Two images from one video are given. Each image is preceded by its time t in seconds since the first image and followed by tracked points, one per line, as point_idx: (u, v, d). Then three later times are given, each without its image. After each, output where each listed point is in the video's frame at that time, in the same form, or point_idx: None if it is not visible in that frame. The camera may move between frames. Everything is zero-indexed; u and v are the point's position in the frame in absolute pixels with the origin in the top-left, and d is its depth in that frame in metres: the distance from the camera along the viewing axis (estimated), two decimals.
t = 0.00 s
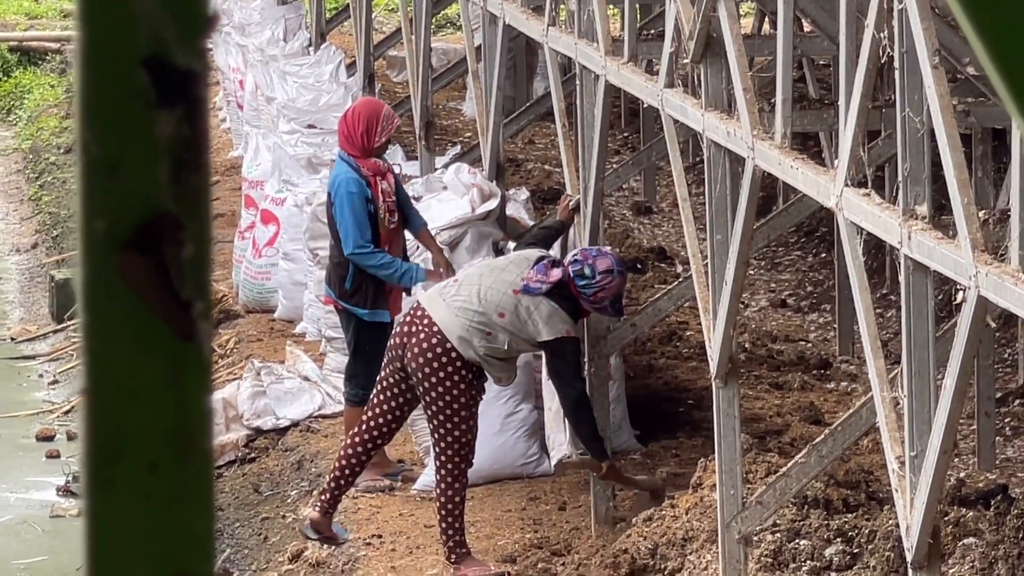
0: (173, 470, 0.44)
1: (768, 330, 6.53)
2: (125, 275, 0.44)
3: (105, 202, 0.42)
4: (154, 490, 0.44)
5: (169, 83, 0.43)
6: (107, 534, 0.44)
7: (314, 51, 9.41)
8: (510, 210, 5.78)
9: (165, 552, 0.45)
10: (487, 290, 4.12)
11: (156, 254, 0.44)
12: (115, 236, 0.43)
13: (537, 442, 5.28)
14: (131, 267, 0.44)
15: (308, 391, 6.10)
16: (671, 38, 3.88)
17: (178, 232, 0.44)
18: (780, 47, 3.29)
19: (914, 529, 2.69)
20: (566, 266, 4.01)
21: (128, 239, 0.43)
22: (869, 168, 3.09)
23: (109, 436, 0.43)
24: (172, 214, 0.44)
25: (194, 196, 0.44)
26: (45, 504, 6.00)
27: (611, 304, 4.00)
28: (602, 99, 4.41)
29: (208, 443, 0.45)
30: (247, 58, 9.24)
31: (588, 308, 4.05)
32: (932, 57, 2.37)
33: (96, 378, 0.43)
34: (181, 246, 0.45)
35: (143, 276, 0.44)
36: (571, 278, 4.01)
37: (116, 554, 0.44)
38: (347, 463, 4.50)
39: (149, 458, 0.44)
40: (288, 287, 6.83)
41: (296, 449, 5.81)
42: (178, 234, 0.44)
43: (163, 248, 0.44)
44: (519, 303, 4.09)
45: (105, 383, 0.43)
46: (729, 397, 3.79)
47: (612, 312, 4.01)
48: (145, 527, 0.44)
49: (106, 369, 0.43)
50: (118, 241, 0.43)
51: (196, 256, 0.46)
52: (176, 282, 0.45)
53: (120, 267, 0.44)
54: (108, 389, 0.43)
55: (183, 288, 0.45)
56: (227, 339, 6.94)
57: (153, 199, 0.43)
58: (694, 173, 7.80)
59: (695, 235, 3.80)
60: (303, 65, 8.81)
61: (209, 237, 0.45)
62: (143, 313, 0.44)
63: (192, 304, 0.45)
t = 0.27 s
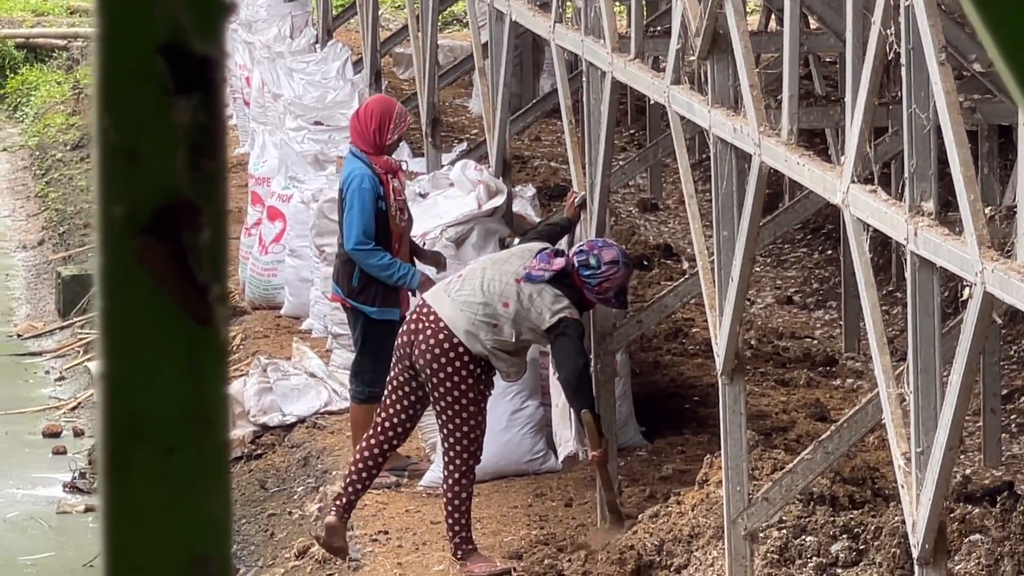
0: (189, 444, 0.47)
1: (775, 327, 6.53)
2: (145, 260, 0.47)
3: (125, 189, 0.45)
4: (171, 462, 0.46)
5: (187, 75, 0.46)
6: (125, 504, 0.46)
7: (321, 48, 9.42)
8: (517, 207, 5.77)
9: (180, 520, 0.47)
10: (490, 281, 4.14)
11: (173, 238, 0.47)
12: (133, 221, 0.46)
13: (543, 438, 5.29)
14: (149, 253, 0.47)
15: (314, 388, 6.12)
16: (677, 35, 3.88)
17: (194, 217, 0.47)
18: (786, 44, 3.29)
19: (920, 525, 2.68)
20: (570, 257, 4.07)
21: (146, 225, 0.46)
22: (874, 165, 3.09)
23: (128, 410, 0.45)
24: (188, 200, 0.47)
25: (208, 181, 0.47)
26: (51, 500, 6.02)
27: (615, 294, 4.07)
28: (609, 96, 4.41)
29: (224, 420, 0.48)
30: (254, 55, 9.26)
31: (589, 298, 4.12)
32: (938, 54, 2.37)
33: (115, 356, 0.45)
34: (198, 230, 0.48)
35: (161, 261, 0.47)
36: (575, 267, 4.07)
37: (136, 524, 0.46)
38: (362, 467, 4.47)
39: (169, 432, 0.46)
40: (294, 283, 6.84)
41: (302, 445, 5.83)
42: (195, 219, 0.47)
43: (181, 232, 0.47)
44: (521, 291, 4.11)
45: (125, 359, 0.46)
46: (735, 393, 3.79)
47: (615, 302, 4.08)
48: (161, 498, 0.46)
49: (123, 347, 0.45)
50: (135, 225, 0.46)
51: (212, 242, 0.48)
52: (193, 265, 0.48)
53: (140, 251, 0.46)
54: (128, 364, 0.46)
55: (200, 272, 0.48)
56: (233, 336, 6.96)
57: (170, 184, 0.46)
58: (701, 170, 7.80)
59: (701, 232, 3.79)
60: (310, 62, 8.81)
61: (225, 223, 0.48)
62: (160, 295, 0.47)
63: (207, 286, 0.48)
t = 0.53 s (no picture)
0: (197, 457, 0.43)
1: (783, 327, 6.52)
2: (151, 249, 0.43)
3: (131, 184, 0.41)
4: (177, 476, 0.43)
5: (196, 51, 0.42)
6: (128, 525, 0.43)
7: (329, 48, 9.44)
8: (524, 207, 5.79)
9: (186, 542, 0.43)
10: (496, 280, 4.13)
11: (181, 226, 0.43)
12: (139, 211, 0.42)
13: (551, 437, 5.28)
14: (156, 243, 0.43)
15: (321, 387, 6.11)
16: (685, 34, 3.87)
17: (202, 204, 0.43)
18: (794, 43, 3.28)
19: (929, 525, 2.68)
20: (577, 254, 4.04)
21: (153, 211, 0.42)
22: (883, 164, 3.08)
23: (135, 417, 0.42)
24: (197, 185, 0.43)
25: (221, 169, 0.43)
26: (59, 499, 6.03)
27: (623, 295, 4.02)
28: (616, 95, 4.40)
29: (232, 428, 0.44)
30: (262, 55, 9.27)
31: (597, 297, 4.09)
32: (946, 52, 2.37)
33: (120, 356, 0.41)
34: (205, 216, 0.44)
35: (166, 251, 0.43)
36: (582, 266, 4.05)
37: (137, 544, 0.42)
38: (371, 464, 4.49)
39: (175, 439, 0.42)
40: (302, 283, 6.85)
41: (310, 444, 5.83)
42: (203, 205, 0.43)
43: (187, 220, 0.43)
44: (526, 289, 4.09)
45: (131, 362, 0.41)
46: (742, 393, 3.78)
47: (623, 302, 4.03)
48: (166, 519, 0.43)
49: (132, 352, 0.41)
50: (144, 211, 0.42)
51: (220, 231, 0.44)
52: (201, 254, 0.44)
53: (147, 240, 0.43)
54: (134, 373, 0.41)
55: (208, 260, 0.44)
56: (241, 335, 6.97)
57: (177, 168, 0.42)
58: (708, 169, 7.80)
59: (709, 231, 3.79)
60: (317, 62, 8.83)
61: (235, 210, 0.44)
62: (166, 294, 0.43)
63: (220, 283, 0.44)
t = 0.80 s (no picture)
0: (198, 438, 0.44)
1: (792, 326, 6.51)
2: (155, 230, 0.44)
3: (130, 165, 0.42)
4: (177, 454, 0.43)
5: (200, 34, 0.43)
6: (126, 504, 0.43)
7: (339, 47, 9.45)
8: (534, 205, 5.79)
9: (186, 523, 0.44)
10: (505, 286, 4.13)
11: (182, 209, 0.44)
12: (141, 194, 0.43)
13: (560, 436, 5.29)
14: (158, 226, 0.44)
15: (331, 385, 6.13)
16: (694, 33, 3.87)
17: (204, 187, 0.44)
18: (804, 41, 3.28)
19: (937, 522, 2.67)
20: (588, 270, 4.03)
21: (157, 194, 0.43)
22: (892, 162, 3.08)
23: (134, 391, 0.43)
24: (199, 167, 0.43)
25: (220, 151, 0.44)
26: (69, 497, 6.05)
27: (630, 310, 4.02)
28: (626, 93, 4.40)
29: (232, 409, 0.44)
30: (272, 54, 9.29)
31: (605, 311, 4.07)
32: (955, 50, 2.36)
33: (120, 333, 0.42)
34: (208, 200, 0.44)
35: (168, 234, 0.44)
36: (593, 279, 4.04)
37: (139, 521, 0.43)
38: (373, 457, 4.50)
39: (173, 416, 0.43)
40: (311, 281, 6.85)
41: (319, 443, 5.85)
42: (206, 187, 0.44)
43: (189, 203, 0.44)
44: (535, 300, 4.10)
45: (130, 341, 0.42)
46: (751, 391, 3.78)
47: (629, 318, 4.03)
48: (169, 495, 0.43)
49: (132, 329, 0.42)
50: (147, 194, 0.43)
51: (224, 215, 0.45)
52: (205, 239, 0.44)
53: (150, 221, 0.43)
54: (135, 350, 0.42)
55: (211, 243, 0.45)
56: (250, 334, 6.98)
57: (179, 149, 0.43)
58: (718, 168, 7.80)
59: (718, 230, 3.79)
60: (327, 60, 8.84)
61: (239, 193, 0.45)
62: (167, 276, 0.43)
63: (221, 265, 0.45)
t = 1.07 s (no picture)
0: (215, 439, 0.43)
1: (804, 327, 6.50)
2: (168, 229, 0.42)
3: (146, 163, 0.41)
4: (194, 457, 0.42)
5: (213, 36, 0.42)
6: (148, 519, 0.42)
7: (352, 48, 9.48)
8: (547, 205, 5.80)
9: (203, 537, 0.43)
10: (519, 288, 4.13)
11: (197, 207, 0.43)
12: (156, 191, 0.41)
13: (573, 436, 5.30)
14: (170, 223, 0.42)
15: (345, 386, 6.14)
16: (708, 34, 3.87)
17: (216, 186, 0.43)
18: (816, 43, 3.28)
19: (950, 522, 2.67)
20: (603, 273, 4.03)
21: (170, 193, 0.42)
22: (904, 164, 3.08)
23: (156, 397, 0.41)
24: (211, 167, 0.43)
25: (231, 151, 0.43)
26: (83, 498, 6.08)
27: (643, 313, 4.04)
28: (638, 95, 4.40)
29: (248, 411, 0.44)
30: (286, 55, 9.32)
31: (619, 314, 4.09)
32: (968, 52, 2.36)
33: (139, 338, 0.41)
34: (220, 198, 0.43)
35: (182, 236, 0.43)
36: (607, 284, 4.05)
37: (152, 525, 0.42)
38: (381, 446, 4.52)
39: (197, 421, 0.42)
40: (325, 282, 6.87)
41: (333, 444, 5.87)
42: (216, 187, 0.43)
43: (204, 202, 0.43)
44: (550, 303, 4.10)
45: (145, 344, 0.41)
46: (764, 391, 3.79)
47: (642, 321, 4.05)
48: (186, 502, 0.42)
49: (148, 332, 0.41)
50: (159, 195, 0.42)
51: (238, 212, 0.44)
52: (217, 236, 0.44)
53: (163, 220, 0.42)
54: (155, 356, 0.41)
55: (223, 242, 0.44)
56: (264, 335, 6.99)
57: (194, 152, 0.42)
58: (731, 170, 7.80)
59: (731, 231, 3.79)
60: (341, 62, 8.86)
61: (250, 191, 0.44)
62: (182, 274, 0.43)
63: (233, 258, 0.44)
